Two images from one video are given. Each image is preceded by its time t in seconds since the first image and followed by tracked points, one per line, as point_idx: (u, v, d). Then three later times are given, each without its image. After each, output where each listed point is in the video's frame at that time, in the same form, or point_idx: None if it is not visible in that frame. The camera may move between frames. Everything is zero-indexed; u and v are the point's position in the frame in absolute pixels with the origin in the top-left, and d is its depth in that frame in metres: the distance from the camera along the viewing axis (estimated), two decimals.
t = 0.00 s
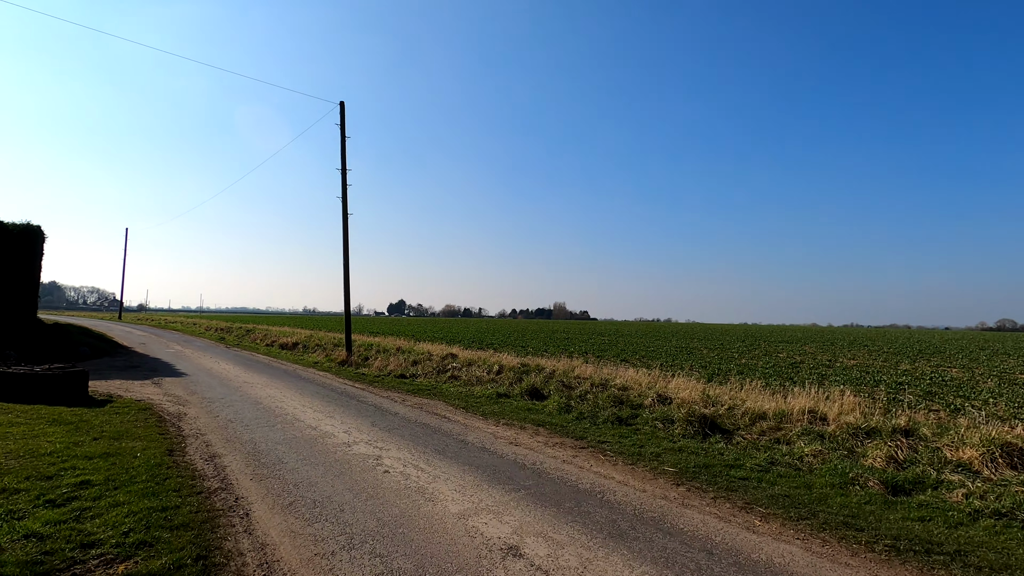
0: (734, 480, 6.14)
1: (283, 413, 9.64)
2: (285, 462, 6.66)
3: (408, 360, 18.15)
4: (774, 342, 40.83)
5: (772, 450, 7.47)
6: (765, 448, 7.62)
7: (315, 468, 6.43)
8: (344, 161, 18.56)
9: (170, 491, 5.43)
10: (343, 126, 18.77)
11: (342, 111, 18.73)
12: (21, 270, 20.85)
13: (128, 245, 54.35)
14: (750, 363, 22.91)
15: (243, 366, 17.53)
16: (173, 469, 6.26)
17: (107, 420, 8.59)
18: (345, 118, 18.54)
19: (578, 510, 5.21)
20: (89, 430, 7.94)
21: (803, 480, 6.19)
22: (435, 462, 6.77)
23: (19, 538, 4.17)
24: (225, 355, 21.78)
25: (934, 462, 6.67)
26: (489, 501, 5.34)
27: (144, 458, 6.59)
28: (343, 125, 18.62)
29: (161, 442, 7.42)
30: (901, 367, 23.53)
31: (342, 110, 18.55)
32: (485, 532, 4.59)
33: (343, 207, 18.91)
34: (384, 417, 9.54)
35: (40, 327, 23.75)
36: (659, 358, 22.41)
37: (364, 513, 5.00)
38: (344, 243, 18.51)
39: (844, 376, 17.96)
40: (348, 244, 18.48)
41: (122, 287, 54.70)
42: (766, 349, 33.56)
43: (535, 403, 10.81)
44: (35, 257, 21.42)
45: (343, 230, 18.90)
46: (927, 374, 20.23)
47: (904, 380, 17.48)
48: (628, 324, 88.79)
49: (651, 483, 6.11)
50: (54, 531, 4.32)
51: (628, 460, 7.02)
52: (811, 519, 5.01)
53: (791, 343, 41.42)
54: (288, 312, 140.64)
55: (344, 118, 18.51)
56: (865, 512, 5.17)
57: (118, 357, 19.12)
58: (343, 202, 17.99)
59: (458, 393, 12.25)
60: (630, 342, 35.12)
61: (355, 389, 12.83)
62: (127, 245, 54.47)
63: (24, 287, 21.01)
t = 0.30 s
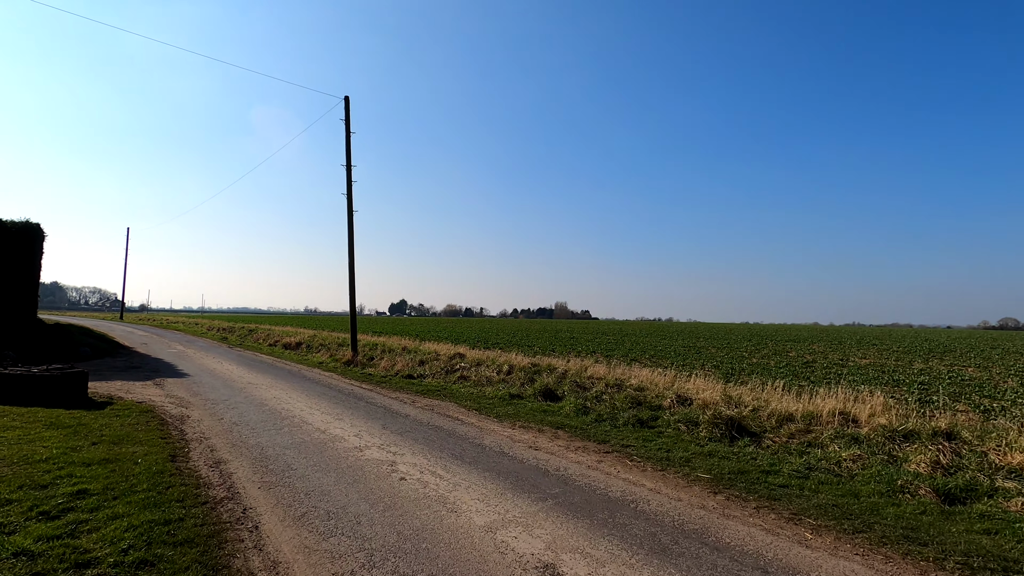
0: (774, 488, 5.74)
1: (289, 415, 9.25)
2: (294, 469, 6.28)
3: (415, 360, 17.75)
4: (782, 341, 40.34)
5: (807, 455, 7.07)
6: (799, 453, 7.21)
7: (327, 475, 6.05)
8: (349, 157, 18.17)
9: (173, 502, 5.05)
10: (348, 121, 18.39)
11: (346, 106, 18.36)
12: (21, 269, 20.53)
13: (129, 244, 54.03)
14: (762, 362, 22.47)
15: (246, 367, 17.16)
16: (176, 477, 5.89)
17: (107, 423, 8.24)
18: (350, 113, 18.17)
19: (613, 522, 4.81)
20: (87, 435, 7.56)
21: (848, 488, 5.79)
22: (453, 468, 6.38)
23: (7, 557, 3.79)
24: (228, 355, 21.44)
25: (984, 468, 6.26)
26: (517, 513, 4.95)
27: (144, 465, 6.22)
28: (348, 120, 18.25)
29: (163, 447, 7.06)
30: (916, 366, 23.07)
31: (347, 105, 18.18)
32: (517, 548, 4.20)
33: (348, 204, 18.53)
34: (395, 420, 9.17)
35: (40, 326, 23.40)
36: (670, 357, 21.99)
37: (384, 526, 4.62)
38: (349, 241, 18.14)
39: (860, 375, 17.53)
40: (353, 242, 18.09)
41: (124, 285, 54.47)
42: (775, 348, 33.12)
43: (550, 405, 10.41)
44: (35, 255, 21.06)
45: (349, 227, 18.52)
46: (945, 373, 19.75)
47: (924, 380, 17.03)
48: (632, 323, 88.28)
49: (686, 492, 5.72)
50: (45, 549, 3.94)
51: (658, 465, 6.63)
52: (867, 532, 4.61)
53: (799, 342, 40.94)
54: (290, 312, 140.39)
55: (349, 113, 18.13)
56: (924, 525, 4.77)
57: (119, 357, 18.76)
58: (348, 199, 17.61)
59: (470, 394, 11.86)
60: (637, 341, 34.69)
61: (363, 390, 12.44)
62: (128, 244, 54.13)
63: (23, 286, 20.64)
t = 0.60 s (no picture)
0: (822, 505, 5.32)
1: (295, 422, 8.83)
2: (303, 483, 5.85)
3: (421, 361, 17.33)
4: (788, 341, 39.90)
5: (847, 468, 6.65)
6: (837, 466, 6.79)
7: (338, 491, 5.62)
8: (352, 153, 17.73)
9: (172, 524, 4.62)
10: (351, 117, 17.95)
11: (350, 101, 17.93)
12: (18, 268, 20.10)
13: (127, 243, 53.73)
14: (772, 363, 22.05)
15: (248, 368, 16.75)
16: (176, 493, 5.47)
17: (103, 432, 7.82)
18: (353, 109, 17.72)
19: (655, 547, 4.39)
20: (81, 445, 7.14)
21: (901, 506, 5.37)
22: (473, 482, 5.97)
23: None
24: (229, 355, 21.02)
25: None
26: (549, 536, 4.53)
27: (142, 479, 5.80)
28: (351, 116, 17.81)
29: (162, 459, 6.65)
30: (930, 367, 22.65)
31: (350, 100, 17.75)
32: None
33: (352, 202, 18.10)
34: (405, 427, 8.76)
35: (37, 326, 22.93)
36: (679, 358, 21.57)
37: (405, 553, 4.20)
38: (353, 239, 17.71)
39: (877, 377, 17.10)
40: (357, 240, 17.66)
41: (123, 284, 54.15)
42: (782, 348, 32.68)
43: (566, 411, 9.99)
44: (32, 255, 20.65)
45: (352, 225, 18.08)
46: (962, 375, 19.33)
47: (943, 382, 16.58)
48: (635, 322, 87.82)
49: (727, 510, 5.31)
50: None
51: (690, 479, 6.21)
52: (936, 560, 4.19)
53: (804, 342, 40.52)
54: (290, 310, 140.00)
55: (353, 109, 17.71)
56: (996, 550, 4.35)
57: (118, 359, 18.35)
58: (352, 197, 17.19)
59: (480, 399, 11.43)
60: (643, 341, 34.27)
61: (368, 394, 12.03)
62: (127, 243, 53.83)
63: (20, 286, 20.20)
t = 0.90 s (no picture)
0: (880, 517, 4.90)
1: (303, 424, 8.44)
2: (317, 491, 5.46)
3: (429, 361, 16.93)
4: (796, 340, 39.43)
5: (895, 475, 6.23)
6: (883, 472, 6.38)
7: (356, 499, 5.23)
8: (358, 148, 17.35)
9: (177, 539, 4.22)
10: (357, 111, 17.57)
11: (356, 95, 17.55)
12: (18, 266, 19.74)
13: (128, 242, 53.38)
14: (786, 363, 21.62)
15: (252, 367, 16.37)
16: (180, 502, 5.08)
17: (103, 434, 7.43)
18: (359, 103, 17.34)
19: (709, 565, 3.99)
20: (80, 449, 6.74)
21: (965, 517, 4.95)
22: (498, 490, 5.57)
23: None
24: (232, 355, 20.63)
25: None
26: (590, 552, 4.13)
27: (144, 487, 5.40)
28: (357, 110, 17.42)
29: (165, 464, 6.25)
30: (946, 366, 22.20)
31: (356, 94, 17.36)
32: None
33: (358, 198, 17.70)
34: (420, 429, 8.36)
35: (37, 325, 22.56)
36: (691, 358, 21.15)
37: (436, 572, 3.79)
38: (359, 236, 17.33)
39: (896, 377, 16.65)
40: (363, 237, 17.27)
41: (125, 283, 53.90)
42: (792, 347, 32.25)
43: (585, 412, 9.58)
44: (33, 252, 20.39)
45: (359, 222, 17.70)
46: (982, 374, 18.88)
47: (965, 382, 16.14)
48: (638, 322, 87.33)
49: (777, 521, 4.90)
50: None
51: (730, 486, 5.81)
52: None
53: (812, 341, 40.06)
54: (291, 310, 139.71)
55: (359, 103, 17.32)
56: None
57: (119, 358, 17.96)
58: (359, 192, 16.81)
59: (494, 400, 11.03)
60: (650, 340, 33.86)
61: (378, 394, 11.63)
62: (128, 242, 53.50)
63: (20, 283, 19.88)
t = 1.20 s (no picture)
0: (950, 543, 4.46)
1: (312, 434, 8.02)
2: (331, 512, 5.04)
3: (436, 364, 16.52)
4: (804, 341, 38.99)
5: (950, 492, 5.79)
6: (936, 489, 5.94)
7: (374, 522, 4.81)
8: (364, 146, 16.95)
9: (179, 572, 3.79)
10: (363, 108, 17.18)
11: (361, 92, 17.15)
12: (17, 267, 19.35)
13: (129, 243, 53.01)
14: (799, 365, 21.19)
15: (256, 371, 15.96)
16: (183, 526, 4.66)
17: (101, 446, 7.01)
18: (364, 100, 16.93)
19: None
20: (76, 464, 6.32)
21: None
22: (527, 510, 5.14)
23: None
24: (234, 358, 20.23)
25: None
26: None
27: (143, 508, 4.98)
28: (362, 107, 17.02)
29: (166, 481, 5.83)
30: (962, 368, 21.75)
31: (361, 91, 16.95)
32: None
33: (364, 197, 17.29)
34: (435, 439, 7.94)
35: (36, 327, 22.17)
36: (702, 360, 20.72)
37: None
38: (364, 236, 16.92)
39: (916, 380, 16.21)
40: (369, 237, 16.86)
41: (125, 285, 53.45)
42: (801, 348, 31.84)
43: (606, 420, 9.15)
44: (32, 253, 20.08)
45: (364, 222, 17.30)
46: (1002, 376, 18.44)
47: (988, 385, 15.70)
48: (642, 323, 86.82)
49: (837, 546, 4.46)
50: None
51: (775, 504, 5.39)
52: None
53: (821, 342, 39.62)
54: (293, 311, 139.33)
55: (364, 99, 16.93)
56: None
57: (120, 362, 17.53)
58: (364, 191, 16.40)
59: (508, 406, 10.60)
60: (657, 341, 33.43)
61: (387, 400, 11.22)
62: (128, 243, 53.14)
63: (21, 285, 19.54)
